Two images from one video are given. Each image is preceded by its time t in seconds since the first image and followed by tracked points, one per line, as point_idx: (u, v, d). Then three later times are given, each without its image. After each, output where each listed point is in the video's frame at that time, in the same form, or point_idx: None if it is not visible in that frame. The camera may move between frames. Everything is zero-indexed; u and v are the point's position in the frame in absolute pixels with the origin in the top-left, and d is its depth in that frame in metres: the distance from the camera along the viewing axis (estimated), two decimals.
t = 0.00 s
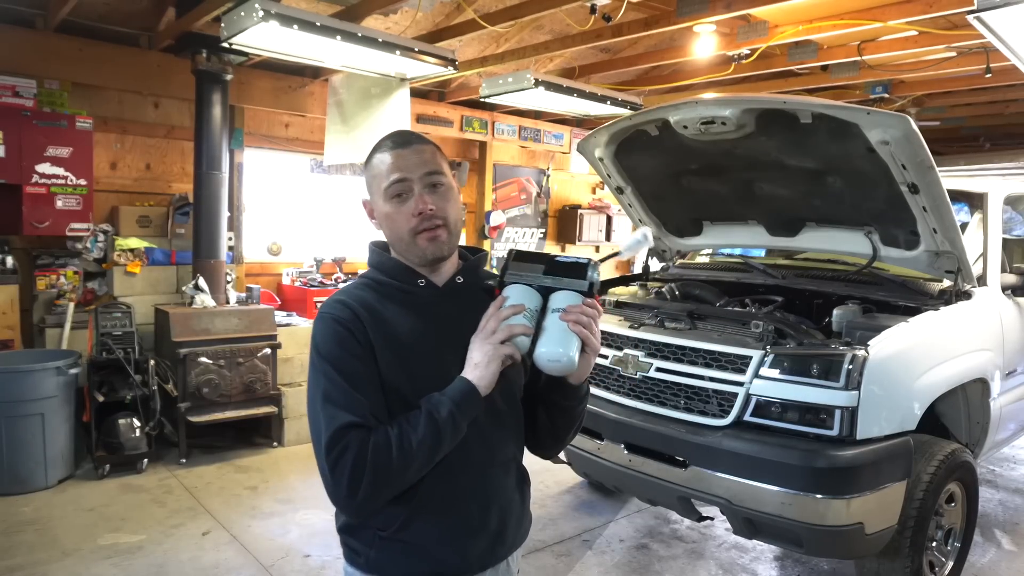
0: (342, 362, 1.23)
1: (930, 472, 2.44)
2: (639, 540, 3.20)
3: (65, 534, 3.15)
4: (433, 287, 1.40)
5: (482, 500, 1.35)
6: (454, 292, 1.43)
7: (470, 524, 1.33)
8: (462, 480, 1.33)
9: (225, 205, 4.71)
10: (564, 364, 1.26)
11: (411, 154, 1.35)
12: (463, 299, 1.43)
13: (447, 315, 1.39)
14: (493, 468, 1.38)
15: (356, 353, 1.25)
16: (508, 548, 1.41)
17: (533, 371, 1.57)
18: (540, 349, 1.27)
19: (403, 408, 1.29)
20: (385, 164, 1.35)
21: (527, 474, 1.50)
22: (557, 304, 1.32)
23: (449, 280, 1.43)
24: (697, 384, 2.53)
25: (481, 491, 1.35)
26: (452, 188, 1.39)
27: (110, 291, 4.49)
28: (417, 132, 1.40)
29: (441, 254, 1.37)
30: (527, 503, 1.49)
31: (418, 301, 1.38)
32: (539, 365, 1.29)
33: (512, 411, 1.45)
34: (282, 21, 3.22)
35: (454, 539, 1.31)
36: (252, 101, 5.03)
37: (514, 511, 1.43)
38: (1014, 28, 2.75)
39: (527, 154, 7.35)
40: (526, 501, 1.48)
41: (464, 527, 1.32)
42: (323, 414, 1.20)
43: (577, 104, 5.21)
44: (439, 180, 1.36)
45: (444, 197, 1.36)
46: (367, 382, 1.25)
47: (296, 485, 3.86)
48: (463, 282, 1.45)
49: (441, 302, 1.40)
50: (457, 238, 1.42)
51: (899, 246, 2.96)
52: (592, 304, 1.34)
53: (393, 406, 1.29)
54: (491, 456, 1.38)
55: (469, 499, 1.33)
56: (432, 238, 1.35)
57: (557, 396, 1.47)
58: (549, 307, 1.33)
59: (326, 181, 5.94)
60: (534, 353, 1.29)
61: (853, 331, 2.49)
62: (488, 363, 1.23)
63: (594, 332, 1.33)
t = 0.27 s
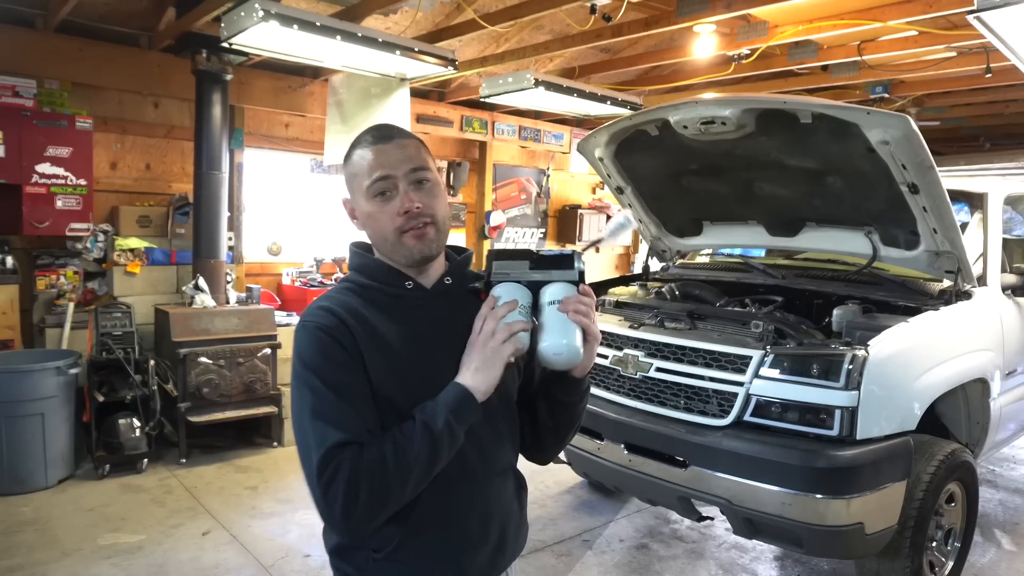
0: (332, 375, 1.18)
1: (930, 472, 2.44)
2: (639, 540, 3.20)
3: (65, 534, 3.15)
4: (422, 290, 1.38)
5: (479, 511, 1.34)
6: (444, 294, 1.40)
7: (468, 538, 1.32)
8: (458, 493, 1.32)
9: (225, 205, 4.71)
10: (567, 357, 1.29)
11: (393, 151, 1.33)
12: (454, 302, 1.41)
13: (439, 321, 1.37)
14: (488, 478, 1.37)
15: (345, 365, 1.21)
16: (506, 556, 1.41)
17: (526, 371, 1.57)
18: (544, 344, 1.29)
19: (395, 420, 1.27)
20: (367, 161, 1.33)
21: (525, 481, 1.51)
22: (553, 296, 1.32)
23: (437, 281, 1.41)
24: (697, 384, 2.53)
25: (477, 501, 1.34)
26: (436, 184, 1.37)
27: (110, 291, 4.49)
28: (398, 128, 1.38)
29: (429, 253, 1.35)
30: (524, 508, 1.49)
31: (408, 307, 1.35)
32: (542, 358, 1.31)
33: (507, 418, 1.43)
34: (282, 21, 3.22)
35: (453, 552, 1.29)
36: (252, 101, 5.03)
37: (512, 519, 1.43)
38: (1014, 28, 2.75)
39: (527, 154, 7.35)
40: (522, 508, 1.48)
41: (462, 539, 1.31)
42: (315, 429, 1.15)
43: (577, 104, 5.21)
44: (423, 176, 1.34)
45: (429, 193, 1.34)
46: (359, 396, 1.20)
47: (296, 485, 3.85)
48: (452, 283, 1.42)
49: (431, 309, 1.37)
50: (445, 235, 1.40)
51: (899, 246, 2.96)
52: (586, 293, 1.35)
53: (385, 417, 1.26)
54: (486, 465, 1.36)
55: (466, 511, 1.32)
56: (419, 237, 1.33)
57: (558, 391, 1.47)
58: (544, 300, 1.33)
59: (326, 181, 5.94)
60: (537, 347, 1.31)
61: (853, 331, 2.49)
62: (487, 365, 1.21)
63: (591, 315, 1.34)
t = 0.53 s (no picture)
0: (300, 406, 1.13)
1: (930, 472, 2.44)
2: (639, 540, 3.20)
3: (65, 534, 3.15)
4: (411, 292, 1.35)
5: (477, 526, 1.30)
6: (437, 295, 1.39)
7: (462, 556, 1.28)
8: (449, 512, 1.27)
9: (226, 204, 4.71)
10: (597, 334, 1.31)
11: (385, 150, 1.30)
12: (447, 303, 1.38)
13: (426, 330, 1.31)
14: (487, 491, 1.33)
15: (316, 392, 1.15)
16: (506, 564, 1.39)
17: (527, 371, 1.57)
18: (572, 327, 1.30)
19: (378, 441, 1.22)
20: (356, 160, 1.29)
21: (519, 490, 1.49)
22: (561, 279, 1.36)
23: (428, 284, 1.39)
24: (696, 384, 2.53)
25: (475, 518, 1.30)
26: (428, 186, 1.34)
27: (110, 291, 4.49)
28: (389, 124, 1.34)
29: (420, 259, 1.33)
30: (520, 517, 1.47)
31: (394, 315, 1.30)
32: (570, 342, 1.32)
33: (500, 429, 1.37)
34: (282, 21, 3.22)
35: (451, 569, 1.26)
36: (252, 101, 5.03)
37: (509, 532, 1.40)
38: (1014, 28, 2.75)
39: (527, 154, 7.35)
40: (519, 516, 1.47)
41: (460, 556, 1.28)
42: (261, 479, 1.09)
43: (577, 104, 5.21)
44: (416, 178, 1.32)
45: (422, 196, 1.32)
46: (330, 426, 1.16)
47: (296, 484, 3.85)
48: (444, 285, 1.41)
49: (422, 312, 1.33)
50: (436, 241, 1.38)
51: (899, 246, 2.96)
52: (587, 271, 1.40)
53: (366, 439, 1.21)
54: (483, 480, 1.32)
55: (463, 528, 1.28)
56: (410, 243, 1.31)
57: (570, 373, 1.47)
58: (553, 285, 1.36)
59: (326, 181, 5.94)
60: (563, 334, 1.32)
61: (853, 331, 2.49)
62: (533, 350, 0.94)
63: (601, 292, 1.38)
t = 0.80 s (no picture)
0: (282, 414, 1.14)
1: (930, 472, 2.44)
2: (639, 540, 3.20)
3: (65, 534, 3.15)
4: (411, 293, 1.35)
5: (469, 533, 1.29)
6: (438, 298, 1.38)
7: (452, 565, 1.27)
8: (440, 521, 1.26)
9: (226, 205, 4.71)
10: (608, 333, 1.33)
11: (393, 149, 1.30)
12: (447, 307, 1.37)
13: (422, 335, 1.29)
14: (480, 498, 1.32)
15: (299, 400, 1.15)
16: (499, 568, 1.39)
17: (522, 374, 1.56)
18: (583, 324, 1.31)
19: (366, 448, 1.21)
20: (362, 157, 1.29)
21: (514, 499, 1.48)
22: (568, 282, 1.39)
23: (430, 287, 1.38)
24: (696, 384, 2.53)
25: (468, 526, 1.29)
26: (435, 189, 1.35)
27: (110, 291, 4.49)
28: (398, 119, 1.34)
29: (424, 264, 1.32)
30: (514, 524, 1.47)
31: (391, 318, 1.28)
32: (579, 341, 1.33)
33: (496, 438, 1.35)
34: (282, 21, 3.22)
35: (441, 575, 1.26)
36: (252, 101, 5.03)
37: (502, 539, 1.39)
38: (1014, 28, 2.75)
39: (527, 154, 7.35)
40: (512, 522, 1.46)
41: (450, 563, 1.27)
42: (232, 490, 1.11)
43: (577, 104, 5.21)
44: (423, 180, 1.32)
45: (428, 198, 1.32)
46: (311, 435, 1.16)
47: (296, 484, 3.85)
48: (445, 288, 1.41)
49: (419, 315, 1.32)
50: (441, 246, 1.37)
51: (899, 246, 2.96)
52: (590, 276, 1.44)
53: (354, 446, 1.21)
54: (477, 487, 1.31)
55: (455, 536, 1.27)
56: (414, 246, 1.31)
57: (571, 377, 1.47)
58: (559, 287, 1.39)
59: (326, 181, 5.94)
60: (574, 333, 1.33)
61: (853, 331, 2.50)
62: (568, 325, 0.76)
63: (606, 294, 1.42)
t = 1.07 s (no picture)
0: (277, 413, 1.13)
1: (930, 472, 2.44)
2: (639, 540, 3.19)
3: (65, 534, 3.15)
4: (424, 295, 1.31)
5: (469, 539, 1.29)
6: (451, 301, 1.35)
7: (451, 571, 1.26)
8: (439, 525, 1.25)
9: (226, 205, 4.71)
10: (625, 332, 1.35)
11: (415, 144, 1.29)
12: (460, 310, 1.34)
13: (429, 338, 1.27)
14: (482, 504, 1.30)
15: (300, 401, 1.14)
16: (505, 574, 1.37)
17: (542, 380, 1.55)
18: (600, 324, 1.33)
19: (367, 451, 1.20)
20: (384, 150, 1.28)
21: (521, 507, 1.46)
22: (586, 279, 1.41)
23: (443, 288, 1.35)
24: (696, 384, 2.53)
25: (468, 531, 1.28)
26: (455, 187, 1.33)
27: (110, 291, 4.49)
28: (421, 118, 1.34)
29: (439, 261, 1.30)
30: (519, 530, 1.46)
31: (399, 319, 1.26)
32: (597, 339, 1.36)
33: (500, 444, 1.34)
34: (282, 21, 3.22)
35: None
36: (252, 101, 5.03)
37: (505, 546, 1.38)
38: (1014, 28, 2.75)
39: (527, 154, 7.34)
40: (518, 528, 1.45)
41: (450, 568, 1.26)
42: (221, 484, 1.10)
43: (577, 104, 5.21)
44: (444, 176, 1.31)
45: (448, 195, 1.31)
46: (308, 434, 1.16)
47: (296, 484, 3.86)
48: (458, 291, 1.37)
49: (429, 315, 1.30)
50: (457, 245, 1.35)
51: (899, 246, 2.96)
52: (609, 273, 1.45)
53: (353, 447, 1.20)
54: (479, 492, 1.30)
55: (455, 541, 1.27)
56: (430, 242, 1.29)
57: (594, 379, 1.46)
58: (577, 284, 1.40)
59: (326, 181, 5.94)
60: (591, 331, 1.35)
61: (854, 331, 2.49)
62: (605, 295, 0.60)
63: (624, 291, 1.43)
